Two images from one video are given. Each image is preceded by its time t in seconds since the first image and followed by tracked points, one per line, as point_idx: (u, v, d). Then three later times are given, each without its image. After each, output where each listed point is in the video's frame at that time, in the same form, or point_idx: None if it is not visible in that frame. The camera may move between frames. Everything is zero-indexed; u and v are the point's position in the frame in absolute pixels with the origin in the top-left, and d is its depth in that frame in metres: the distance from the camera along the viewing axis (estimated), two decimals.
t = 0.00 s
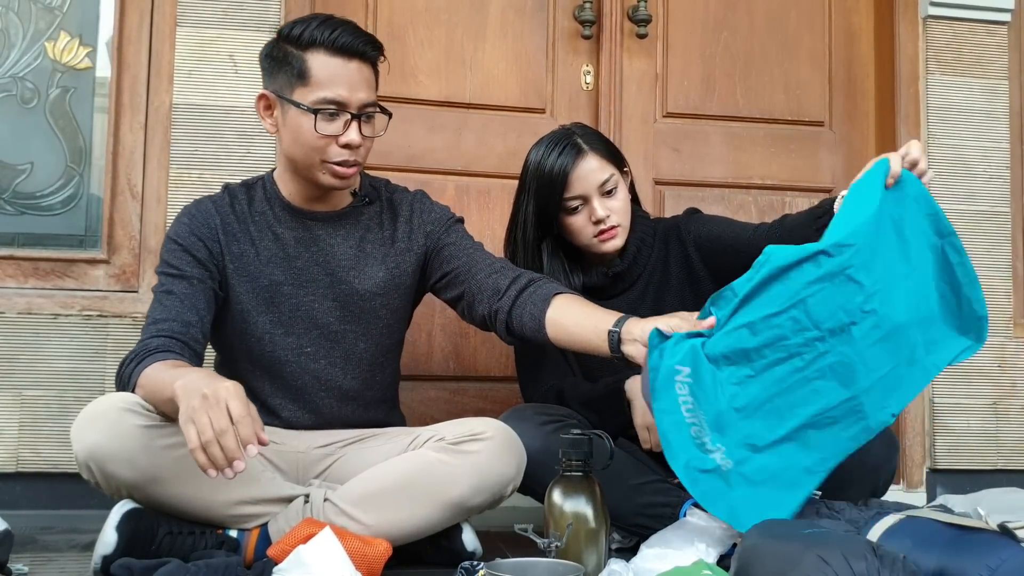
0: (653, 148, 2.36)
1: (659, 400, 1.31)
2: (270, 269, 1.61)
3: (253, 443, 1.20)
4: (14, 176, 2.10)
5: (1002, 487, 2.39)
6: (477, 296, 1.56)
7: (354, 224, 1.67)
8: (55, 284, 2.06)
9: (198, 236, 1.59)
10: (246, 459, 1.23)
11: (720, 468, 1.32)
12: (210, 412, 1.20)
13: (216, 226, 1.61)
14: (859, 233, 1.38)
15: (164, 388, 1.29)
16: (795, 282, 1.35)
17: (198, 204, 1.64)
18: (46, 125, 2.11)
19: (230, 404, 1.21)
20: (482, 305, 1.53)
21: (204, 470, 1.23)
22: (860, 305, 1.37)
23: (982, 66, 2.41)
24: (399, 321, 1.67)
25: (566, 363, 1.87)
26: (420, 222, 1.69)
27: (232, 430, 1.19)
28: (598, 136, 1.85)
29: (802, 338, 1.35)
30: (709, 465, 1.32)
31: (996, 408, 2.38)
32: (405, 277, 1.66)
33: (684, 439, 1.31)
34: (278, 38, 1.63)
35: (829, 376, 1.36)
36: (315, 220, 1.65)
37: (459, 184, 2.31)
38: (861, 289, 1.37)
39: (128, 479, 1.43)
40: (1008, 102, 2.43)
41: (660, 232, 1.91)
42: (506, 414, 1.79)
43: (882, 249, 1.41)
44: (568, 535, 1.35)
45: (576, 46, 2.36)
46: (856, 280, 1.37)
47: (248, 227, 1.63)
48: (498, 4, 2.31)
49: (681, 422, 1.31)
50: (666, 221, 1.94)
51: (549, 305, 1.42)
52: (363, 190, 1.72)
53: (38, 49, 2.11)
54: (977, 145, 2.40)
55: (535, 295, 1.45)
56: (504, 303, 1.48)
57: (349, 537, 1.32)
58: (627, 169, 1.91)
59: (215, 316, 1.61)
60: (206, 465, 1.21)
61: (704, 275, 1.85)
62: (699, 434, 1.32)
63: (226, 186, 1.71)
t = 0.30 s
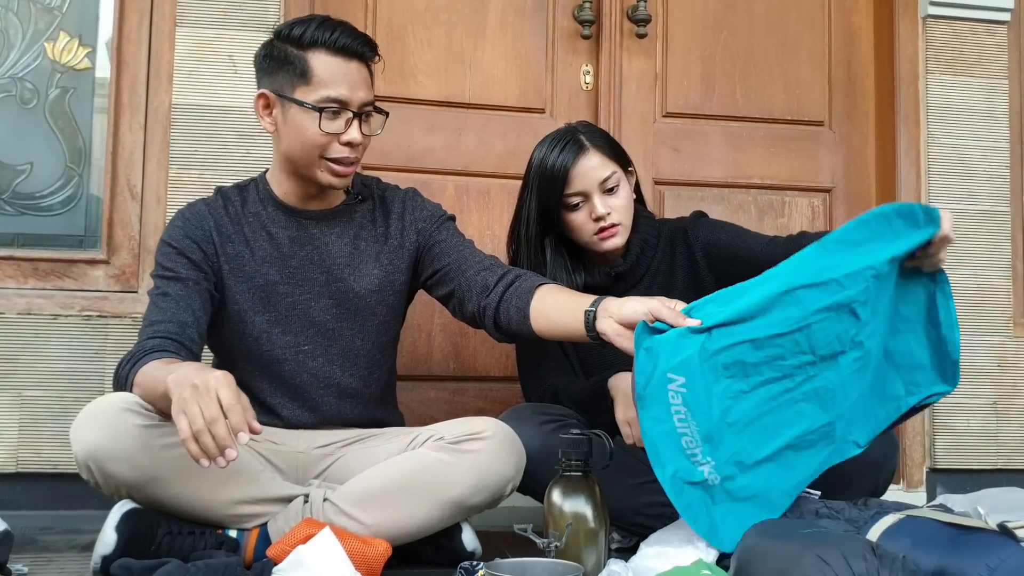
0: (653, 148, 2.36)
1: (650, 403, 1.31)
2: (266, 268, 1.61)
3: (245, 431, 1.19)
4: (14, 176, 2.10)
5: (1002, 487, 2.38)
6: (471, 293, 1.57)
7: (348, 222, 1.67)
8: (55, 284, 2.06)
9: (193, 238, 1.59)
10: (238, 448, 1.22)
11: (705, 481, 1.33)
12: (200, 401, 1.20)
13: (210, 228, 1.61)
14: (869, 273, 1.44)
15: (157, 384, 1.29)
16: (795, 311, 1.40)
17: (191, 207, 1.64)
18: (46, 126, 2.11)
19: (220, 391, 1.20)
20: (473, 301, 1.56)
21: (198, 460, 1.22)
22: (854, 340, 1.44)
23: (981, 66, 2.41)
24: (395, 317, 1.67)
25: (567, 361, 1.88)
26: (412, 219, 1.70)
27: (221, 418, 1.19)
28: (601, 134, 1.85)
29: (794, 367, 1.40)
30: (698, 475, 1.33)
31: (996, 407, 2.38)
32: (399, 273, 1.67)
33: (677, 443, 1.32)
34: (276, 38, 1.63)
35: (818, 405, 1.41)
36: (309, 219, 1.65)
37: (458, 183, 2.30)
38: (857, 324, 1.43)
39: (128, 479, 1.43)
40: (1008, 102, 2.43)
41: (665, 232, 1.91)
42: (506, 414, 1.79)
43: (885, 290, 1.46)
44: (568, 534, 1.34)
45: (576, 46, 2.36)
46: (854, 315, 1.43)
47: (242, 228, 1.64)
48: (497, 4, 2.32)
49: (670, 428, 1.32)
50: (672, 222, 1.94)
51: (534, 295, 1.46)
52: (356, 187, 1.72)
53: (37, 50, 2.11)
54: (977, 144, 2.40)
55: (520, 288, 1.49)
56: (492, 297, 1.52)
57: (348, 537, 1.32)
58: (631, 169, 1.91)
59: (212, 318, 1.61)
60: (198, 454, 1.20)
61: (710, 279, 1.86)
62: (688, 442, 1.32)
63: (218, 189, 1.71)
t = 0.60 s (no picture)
0: (653, 147, 2.36)
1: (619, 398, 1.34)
2: (270, 267, 1.61)
3: (225, 423, 1.18)
4: (13, 177, 2.10)
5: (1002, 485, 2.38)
6: (472, 296, 1.57)
7: (352, 222, 1.68)
8: (55, 284, 2.06)
9: (196, 237, 1.59)
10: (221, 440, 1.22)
11: (652, 488, 1.35)
12: (182, 395, 1.20)
13: (214, 227, 1.61)
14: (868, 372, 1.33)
15: (149, 381, 1.30)
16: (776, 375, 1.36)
17: (195, 206, 1.64)
18: (46, 126, 2.11)
19: (201, 383, 1.20)
20: (472, 306, 1.56)
21: (181, 453, 1.23)
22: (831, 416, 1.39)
23: (981, 65, 2.41)
24: (398, 317, 1.68)
25: (571, 363, 1.87)
26: (416, 221, 1.71)
27: (201, 410, 1.19)
28: (604, 128, 1.85)
29: (761, 420, 1.40)
30: (643, 481, 1.34)
31: (997, 406, 2.37)
32: (402, 275, 1.67)
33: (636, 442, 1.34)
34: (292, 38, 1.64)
35: (776, 463, 1.40)
36: (314, 219, 1.65)
37: (458, 183, 2.30)
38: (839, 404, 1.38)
39: (128, 478, 1.43)
40: (1008, 100, 2.43)
41: (674, 239, 1.90)
42: (506, 414, 1.79)
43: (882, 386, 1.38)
44: (567, 534, 1.34)
45: (576, 45, 2.36)
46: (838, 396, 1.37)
47: (246, 227, 1.63)
48: (497, 4, 2.32)
49: (631, 426, 1.34)
50: (683, 227, 1.92)
51: (535, 305, 1.47)
52: (360, 189, 1.73)
53: (37, 50, 2.11)
54: (977, 143, 2.40)
55: (521, 297, 1.50)
56: (492, 304, 1.52)
57: (348, 537, 1.31)
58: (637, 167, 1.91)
59: (214, 317, 1.61)
60: (181, 447, 1.21)
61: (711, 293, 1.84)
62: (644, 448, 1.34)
63: (222, 188, 1.71)
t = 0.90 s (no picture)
0: (652, 147, 2.36)
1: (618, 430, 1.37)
2: (274, 268, 1.61)
3: (230, 438, 1.19)
4: (12, 177, 2.10)
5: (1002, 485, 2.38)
6: (473, 306, 1.58)
7: (357, 225, 1.68)
8: (54, 285, 2.06)
9: (201, 236, 1.59)
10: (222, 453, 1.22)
11: (646, 520, 1.38)
12: (186, 406, 1.20)
13: (218, 226, 1.61)
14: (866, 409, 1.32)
15: (151, 386, 1.30)
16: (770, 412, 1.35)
17: (200, 204, 1.64)
18: (44, 127, 2.11)
19: (205, 396, 1.20)
20: (472, 316, 1.58)
21: (182, 464, 1.23)
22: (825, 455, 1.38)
23: (980, 64, 2.41)
24: (400, 321, 1.68)
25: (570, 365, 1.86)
26: (420, 226, 1.71)
27: (205, 423, 1.19)
28: (603, 127, 1.85)
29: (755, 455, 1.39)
30: (637, 513, 1.38)
31: (996, 406, 2.37)
32: (406, 280, 1.67)
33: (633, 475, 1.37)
34: (304, 37, 1.64)
35: (765, 499, 1.39)
36: (319, 220, 1.65)
37: (457, 183, 2.30)
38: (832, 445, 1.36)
39: (127, 479, 1.43)
40: (1007, 100, 2.43)
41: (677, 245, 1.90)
42: (506, 415, 1.79)
43: (878, 427, 1.37)
44: (566, 534, 1.34)
45: (574, 45, 2.36)
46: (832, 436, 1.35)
47: (251, 227, 1.64)
48: (496, 4, 2.32)
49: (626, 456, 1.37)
50: (687, 232, 1.92)
51: (536, 318, 1.50)
52: (366, 192, 1.73)
53: (35, 51, 2.11)
54: (976, 143, 2.40)
55: (522, 309, 1.52)
56: (493, 315, 1.54)
57: (347, 537, 1.32)
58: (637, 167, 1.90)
59: (217, 315, 1.61)
60: (183, 459, 1.21)
61: (710, 306, 1.85)
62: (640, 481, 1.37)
63: (227, 187, 1.71)
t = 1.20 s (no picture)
0: (653, 147, 2.36)
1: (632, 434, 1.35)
2: (277, 268, 1.61)
3: (232, 438, 1.19)
4: (13, 177, 2.10)
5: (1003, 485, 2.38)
6: (474, 314, 1.59)
7: (360, 226, 1.68)
8: (56, 285, 2.06)
9: (203, 236, 1.59)
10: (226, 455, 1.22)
11: (649, 533, 1.34)
12: (190, 407, 1.21)
13: (221, 226, 1.61)
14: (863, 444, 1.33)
15: (154, 387, 1.30)
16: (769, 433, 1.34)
17: (203, 203, 1.64)
18: (46, 126, 2.11)
19: (209, 397, 1.21)
20: (473, 326, 1.59)
21: (186, 466, 1.23)
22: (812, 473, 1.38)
23: (981, 64, 2.41)
24: (403, 324, 1.68)
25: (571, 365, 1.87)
26: (424, 230, 1.71)
27: (209, 424, 1.19)
28: (604, 127, 1.84)
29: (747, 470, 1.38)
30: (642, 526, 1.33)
31: (998, 406, 2.37)
32: (409, 283, 1.67)
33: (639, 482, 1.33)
34: (304, 38, 1.65)
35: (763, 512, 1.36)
36: (322, 221, 1.65)
37: (458, 183, 2.30)
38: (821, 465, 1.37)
39: (128, 479, 1.43)
40: (1008, 100, 2.43)
41: (687, 249, 1.90)
42: (507, 415, 1.80)
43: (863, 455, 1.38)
44: (568, 534, 1.34)
45: (576, 45, 2.36)
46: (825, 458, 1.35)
47: (254, 227, 1.64)
48: (497, 4, 2.32)
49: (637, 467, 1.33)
50: (695, 235, 1.92)
51: (536, 330, 1.51)
52: (370, 193, 1.73)
53: (37, 51, 2.11)
54: (977, 143, 2.40)
55: (522, 321, 1.53)
56: (495, 325, 1.55)
57: (349, 537, 1.32)
58: (638, 166, 1.90)
59: (218, 316, 1.60)
60: (186, 459, 1.21)
61: (711, 315, 1.86)
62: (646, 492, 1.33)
63: (231, 187, 1.71)
